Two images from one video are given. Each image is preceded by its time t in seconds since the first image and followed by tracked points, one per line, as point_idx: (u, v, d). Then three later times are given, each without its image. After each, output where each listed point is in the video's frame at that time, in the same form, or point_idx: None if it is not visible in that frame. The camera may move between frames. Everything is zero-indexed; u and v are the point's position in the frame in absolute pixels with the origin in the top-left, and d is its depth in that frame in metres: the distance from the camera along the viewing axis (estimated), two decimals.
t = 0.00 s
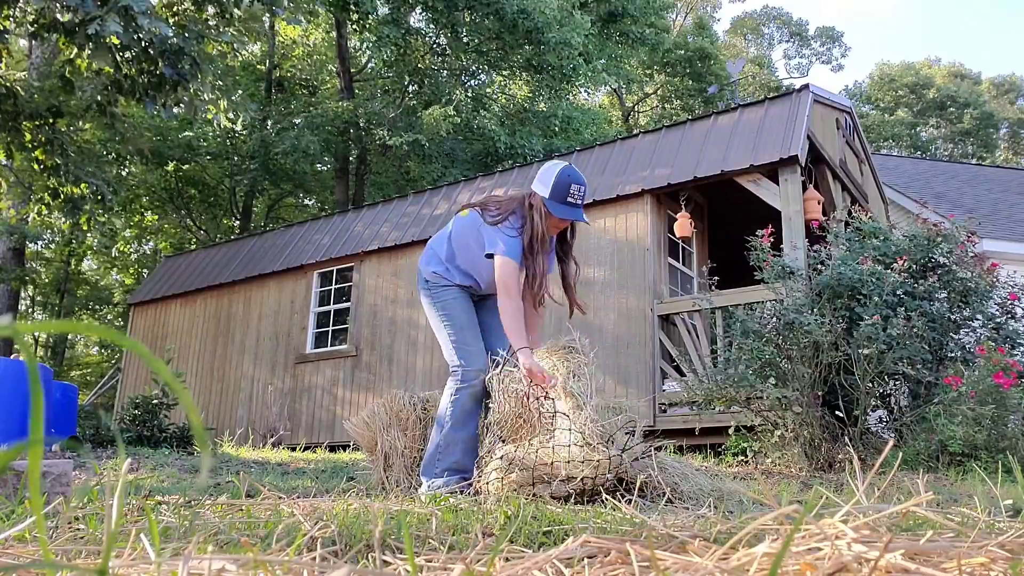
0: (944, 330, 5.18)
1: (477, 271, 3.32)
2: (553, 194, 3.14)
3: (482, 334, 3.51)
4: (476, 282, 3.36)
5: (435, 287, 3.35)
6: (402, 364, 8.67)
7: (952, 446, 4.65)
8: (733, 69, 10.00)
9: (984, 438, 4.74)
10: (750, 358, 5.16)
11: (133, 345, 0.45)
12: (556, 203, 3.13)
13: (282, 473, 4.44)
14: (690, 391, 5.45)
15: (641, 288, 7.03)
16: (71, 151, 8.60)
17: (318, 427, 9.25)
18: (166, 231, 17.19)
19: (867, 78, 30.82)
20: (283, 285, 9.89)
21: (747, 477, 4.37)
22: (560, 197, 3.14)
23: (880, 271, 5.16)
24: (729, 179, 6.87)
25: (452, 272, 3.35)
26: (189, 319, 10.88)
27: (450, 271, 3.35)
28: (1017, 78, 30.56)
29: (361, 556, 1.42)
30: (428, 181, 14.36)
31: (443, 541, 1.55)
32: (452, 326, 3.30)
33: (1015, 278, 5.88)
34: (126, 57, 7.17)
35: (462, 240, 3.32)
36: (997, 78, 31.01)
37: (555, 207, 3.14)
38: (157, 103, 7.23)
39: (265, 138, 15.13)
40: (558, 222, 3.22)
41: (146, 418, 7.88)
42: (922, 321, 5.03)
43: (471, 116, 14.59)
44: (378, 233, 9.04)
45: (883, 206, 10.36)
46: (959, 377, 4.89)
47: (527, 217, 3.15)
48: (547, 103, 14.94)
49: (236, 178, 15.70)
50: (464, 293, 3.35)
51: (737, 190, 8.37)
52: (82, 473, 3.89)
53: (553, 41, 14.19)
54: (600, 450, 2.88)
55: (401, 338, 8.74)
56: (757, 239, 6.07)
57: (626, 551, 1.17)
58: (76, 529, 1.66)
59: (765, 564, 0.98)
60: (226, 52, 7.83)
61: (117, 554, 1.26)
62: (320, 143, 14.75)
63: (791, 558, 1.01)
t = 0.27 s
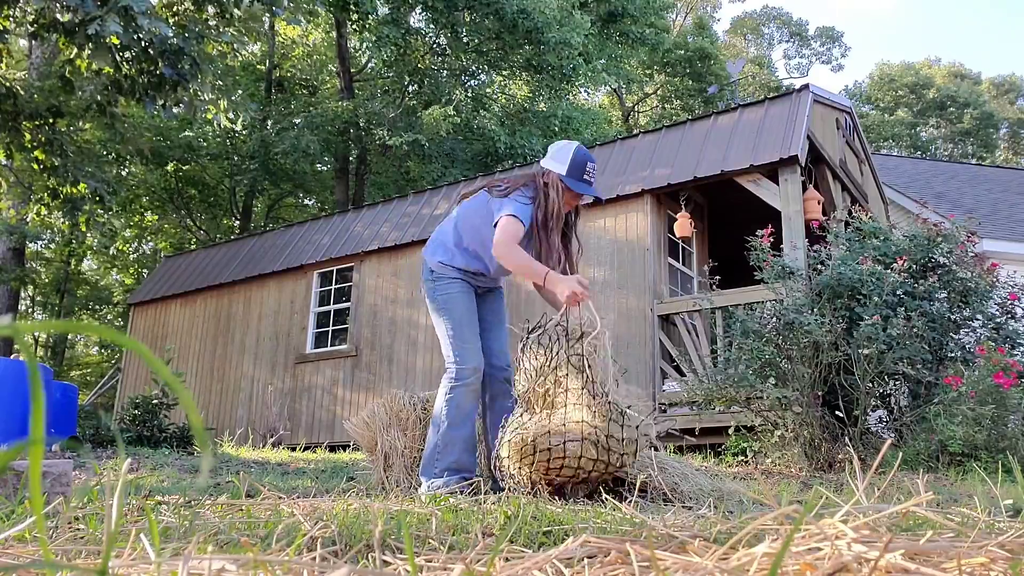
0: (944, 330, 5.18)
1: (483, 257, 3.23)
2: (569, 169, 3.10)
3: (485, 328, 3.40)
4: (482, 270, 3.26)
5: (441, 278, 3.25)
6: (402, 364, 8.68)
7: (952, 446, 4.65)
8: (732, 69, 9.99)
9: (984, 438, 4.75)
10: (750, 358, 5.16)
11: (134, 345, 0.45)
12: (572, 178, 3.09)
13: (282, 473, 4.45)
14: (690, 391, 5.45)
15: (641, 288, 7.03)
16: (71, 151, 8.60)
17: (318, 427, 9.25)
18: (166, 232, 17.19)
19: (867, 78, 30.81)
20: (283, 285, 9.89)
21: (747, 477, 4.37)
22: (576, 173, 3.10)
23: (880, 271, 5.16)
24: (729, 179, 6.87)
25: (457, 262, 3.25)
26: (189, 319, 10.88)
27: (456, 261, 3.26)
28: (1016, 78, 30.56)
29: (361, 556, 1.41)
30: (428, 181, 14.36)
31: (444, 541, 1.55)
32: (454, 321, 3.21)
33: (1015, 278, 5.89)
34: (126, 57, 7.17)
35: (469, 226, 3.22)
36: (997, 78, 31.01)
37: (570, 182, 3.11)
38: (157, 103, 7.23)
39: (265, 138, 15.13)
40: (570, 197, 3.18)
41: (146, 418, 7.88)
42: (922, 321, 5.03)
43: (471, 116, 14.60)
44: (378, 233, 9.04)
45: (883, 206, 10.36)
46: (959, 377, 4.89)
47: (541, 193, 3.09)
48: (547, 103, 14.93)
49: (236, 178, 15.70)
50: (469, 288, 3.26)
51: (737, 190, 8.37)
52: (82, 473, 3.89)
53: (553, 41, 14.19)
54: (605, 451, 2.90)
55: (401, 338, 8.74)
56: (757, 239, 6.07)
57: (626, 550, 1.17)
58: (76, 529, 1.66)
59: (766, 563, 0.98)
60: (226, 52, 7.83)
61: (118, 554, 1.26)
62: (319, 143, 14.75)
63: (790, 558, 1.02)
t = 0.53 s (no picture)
0: (944, 330, 5.18)
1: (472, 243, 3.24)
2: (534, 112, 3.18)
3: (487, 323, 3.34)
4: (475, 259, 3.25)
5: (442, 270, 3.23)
6: (403, 364, 8.68)
7: (952, 446, 4.65)
8: (733, 69, 9.99)
9: (984, 438, 4.75)
10: (750, 358, 5.16)
11: (134, 345, 0.45)
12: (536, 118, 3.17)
13: (282, 473, 4.45)
14: (690, 391, 5.44)
15: (641, 289, 7.04)
16: (71, 151, 8.60)
17: (318, 427, 9.25)
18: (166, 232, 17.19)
19: (867, 78, 30.80)
20: (283, 285, 9.89)
21: (747, 477, 4.37)
22: (540, 114, 3.18)
23: (880, 271, 5.16)
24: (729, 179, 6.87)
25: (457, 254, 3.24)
26: (189, 319, 10.88)
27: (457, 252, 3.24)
28: (1016, 78, 30.56)
29: (361, 556, 1.41)
30: (428, 181, 14.36)
31: (444, 541, 1.55)
32: (453, 318, 3.19)
33: (1015, 278, 5.89)
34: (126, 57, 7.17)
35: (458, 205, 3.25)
36: (997, 78, 30.99)
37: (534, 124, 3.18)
38: (157, 103, 7.22)
39: (265, 138, 15.12)
40: (538, 139, 3.26)
41: (146, 418, 7.88)
42: (922, 321, 5.03)
43: (471, 116, 14.58)
44: (378, 233, 9.04)
45: (883, 206, 10.36)
46: (958, 377, 4.89)
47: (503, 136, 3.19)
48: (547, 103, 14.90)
49: (236, 178, 15.69)
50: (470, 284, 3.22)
51: (737, 190, 8.38)
52: (82, 473, 3.90)
53: (553, 41, 14.19)
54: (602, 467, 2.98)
55: (401, 339, 8.73)
56: (757, 239, 6.07)
57: (626, 551, 1.17)
58: (76, 530, 1.66)
59: (766, 564, 0.98)
60: (226, 52, 7.83)
61: (118, 555, 1.25)
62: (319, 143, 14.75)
63: (790, 558, 1.02)
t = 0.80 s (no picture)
0: (944, 330, 5.18)
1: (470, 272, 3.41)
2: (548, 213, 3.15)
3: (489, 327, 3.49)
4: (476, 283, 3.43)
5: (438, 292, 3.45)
6: (403, 364, 8.67)
7: (952, 446, 4.65)
8: (732, 69, 10.00)
9: (984, 438, 4.75)
10: (749, 358, 5.16)
11: (134, 344, 0.45)
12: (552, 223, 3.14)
13: (282, 473, 4.46)
14: (690, 390, 5.45)
15: (641, 289, 7.03)
16: (70, 151, 8.60)
17: (318, 427, 9.24)
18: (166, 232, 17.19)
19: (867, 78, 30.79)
20: (283, 285, 9.90)
21: (746, 477, 4.38)
22: (558, 218, 3.15)
23: (880, 271, 5.16)
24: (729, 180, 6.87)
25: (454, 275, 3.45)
26: (189, 319, 10.89)
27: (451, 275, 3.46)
28: (1016, 78, 30.57)
29: (361, 556, 1.41)
30: (428, 181, 14.36)
31: (444, 541, 1.55)
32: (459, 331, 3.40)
33: (1015, 278, 5.89)
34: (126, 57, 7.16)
35: (461, 252, 3.34)
36: (997, 78, 30.99)
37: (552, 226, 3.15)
38: (156, 103, 7.22)
39: (265, 138, 15.11)
40: (552, 239, 3.23)
41: (146, 418, 7.89)
42: (922, 321, 5.03)
43: (471, 116, 14.57)
44: (379, 233, 9.05)
45: (883, 207, 10.37)
46: (958, 377, 4.89)
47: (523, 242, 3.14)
48: (547, 103, 14.88)
49: (236, 178, 15.68)
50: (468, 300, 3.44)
51: (737, 190, 8.38)
52: (82, 473, 3.90)
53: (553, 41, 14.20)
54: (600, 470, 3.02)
55: (401, 339, 8.73)
56: (757, 239, 6.07)
57: (626, 551, 1.17)
58: (76, 529, 1.66)
59: (766, 564, 0.98)
60: (226, 52, 7.83)
61: (118, 554, 1.25)
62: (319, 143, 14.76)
63: (791, 558, 1.01)
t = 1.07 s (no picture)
0: (944, 330, 5.18)
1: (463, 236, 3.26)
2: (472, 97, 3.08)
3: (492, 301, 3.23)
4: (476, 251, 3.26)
5: (447, 275, 3.10)
6: (403, 364, 8.68)
7: (952, 446, 4.65)
8: (733, 69, 10.00)
9: (984, 438, 4.75)
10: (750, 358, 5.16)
11: (133, 344, 0.45)
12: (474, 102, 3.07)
13: (282, 473, 4.46)
14: (690, 391, 5.45)
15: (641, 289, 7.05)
16: (70, 151, 8.60)
17: (318, 427, 9.24)
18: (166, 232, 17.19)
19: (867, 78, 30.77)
20: (283, 285, 9.90)
21: (746, 477, 4.38)
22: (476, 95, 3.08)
23: (880, 271, 5.16)
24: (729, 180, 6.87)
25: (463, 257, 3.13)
26: (189, 319, 10.89)
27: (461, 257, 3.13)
28: (1016, 78, 30.57)
29: (360, 556, 1.41)
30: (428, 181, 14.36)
31: (443, 541, 1.55)
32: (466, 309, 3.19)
33: (1015, 277, 5.89)
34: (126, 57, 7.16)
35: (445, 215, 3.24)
36: (997, 78, 30.97)
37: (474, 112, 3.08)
38: (156, 103, 7.22)
39: (265, 138, 15.10)
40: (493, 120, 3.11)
41: (146, 418, 7.89)
42: (922, 321, 5.03)
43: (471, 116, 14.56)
44: (378, 233, 9.05)
45: (883, 207, 10.37)
46: (958, 377, 4.89)
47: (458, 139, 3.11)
48: (548, 103, 14.81)
49: (236, 178, 15.68)
50: (479, 289, 3.12)
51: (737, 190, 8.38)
52: (82, 473, 3.90)
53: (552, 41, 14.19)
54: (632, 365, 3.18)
55: (400, 339, 8.72)
56: (757, 239, 6.06)
57: (626, 551, 1.17)
58: (75, 529, 1.66)
59: (766, 563, 0.98)
60: (226, 52, 7.82)
61: (118, 553, 1.25)
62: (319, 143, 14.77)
63: (791, 558, 1.02)
